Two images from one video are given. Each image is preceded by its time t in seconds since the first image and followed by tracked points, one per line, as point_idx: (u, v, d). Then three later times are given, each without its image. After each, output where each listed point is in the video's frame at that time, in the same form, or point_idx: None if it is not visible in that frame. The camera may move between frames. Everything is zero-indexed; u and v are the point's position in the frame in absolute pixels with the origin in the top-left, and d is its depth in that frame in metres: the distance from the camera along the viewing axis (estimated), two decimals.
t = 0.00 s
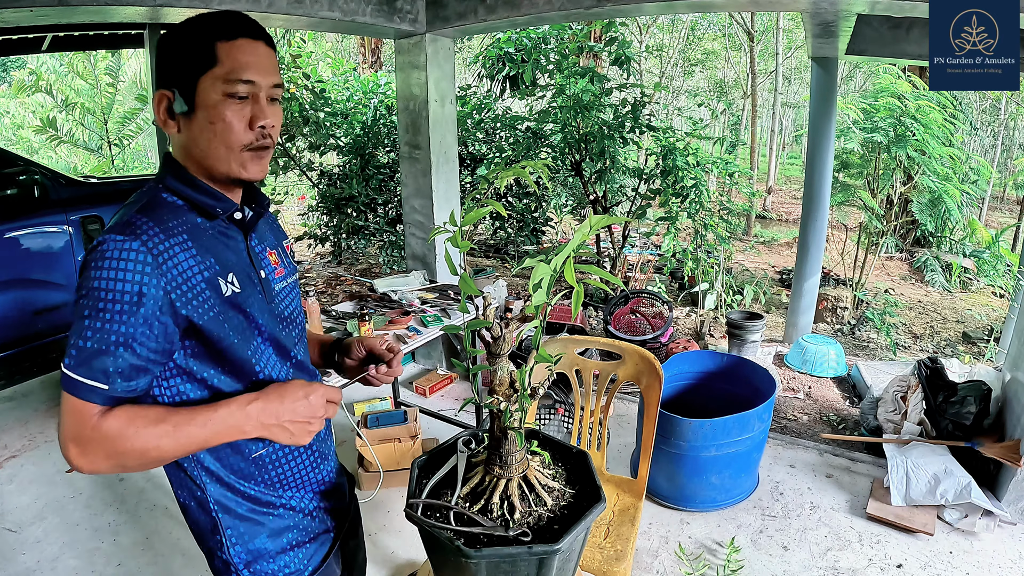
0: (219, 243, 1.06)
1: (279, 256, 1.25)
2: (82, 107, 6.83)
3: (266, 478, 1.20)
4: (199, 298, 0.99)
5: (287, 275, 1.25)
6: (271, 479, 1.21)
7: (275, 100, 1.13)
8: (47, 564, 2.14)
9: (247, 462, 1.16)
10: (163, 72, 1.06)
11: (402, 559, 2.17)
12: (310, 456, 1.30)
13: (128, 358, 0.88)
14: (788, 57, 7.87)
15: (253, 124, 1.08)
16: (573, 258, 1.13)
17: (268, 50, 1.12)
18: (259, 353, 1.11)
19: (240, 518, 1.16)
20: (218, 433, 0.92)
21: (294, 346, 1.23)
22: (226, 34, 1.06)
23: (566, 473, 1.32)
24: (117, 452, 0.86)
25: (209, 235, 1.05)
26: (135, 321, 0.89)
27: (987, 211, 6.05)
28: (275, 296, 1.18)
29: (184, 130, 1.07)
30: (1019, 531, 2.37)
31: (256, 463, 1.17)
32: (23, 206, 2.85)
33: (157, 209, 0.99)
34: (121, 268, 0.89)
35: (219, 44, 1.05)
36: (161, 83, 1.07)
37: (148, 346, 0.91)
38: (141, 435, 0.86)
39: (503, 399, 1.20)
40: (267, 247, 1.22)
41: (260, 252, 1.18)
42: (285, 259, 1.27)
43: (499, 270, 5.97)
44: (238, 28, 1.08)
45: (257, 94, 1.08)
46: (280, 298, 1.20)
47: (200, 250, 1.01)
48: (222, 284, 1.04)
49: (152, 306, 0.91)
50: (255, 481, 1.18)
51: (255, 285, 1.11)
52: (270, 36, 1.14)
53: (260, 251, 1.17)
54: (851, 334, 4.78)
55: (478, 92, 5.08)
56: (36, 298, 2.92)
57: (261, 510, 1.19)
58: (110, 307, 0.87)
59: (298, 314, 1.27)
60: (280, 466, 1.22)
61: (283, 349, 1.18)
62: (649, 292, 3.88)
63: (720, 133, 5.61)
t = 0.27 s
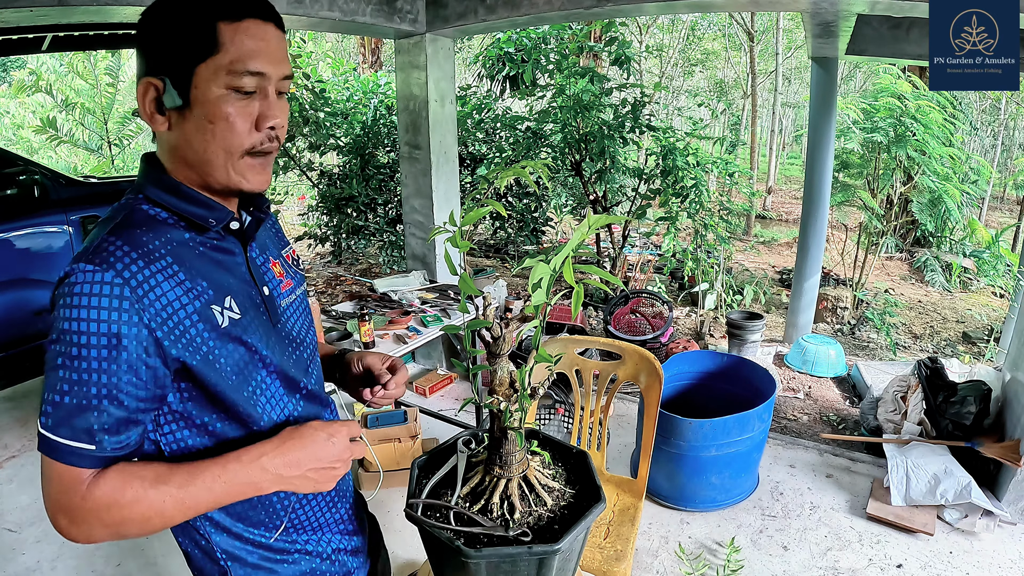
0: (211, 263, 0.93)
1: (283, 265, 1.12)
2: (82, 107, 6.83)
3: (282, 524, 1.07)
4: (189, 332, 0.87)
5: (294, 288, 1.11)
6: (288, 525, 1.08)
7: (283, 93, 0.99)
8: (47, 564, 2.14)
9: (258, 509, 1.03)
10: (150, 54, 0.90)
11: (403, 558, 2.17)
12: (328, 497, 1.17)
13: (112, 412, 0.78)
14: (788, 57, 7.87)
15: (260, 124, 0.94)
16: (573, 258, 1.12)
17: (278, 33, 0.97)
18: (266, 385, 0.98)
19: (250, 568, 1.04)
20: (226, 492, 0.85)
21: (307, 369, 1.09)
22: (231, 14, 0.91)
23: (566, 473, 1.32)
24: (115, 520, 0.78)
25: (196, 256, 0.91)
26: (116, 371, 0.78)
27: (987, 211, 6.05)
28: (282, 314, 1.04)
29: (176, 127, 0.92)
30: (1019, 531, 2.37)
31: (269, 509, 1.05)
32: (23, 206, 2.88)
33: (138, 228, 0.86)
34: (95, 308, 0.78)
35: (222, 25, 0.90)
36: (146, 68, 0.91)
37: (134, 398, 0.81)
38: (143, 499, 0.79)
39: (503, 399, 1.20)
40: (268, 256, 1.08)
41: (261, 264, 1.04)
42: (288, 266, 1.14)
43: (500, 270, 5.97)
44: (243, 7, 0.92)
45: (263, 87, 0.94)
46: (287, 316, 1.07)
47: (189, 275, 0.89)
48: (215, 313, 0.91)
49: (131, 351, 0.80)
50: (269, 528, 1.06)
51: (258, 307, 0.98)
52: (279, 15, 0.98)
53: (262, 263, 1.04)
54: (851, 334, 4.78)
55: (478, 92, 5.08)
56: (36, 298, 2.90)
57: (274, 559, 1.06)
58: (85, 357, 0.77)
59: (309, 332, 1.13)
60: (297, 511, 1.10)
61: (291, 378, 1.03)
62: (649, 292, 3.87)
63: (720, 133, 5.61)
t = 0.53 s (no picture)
0: (233, 266, 0.88)
1: (305, 261, 1.08)
2: (82, 107, 6.83)
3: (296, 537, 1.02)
4: (202, 339, 0.82)
5: (315, 286, 1.08)
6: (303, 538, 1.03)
7: (327, 91, 0.94)
8: (47, 564, 2.14)
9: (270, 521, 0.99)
10: (190, 36, 0.83)
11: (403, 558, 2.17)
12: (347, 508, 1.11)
13: (106, 422, 0.71)
14: (788, 57, 7.87)
15: (304, 124, 0.89)
16: (573, 258, 1.12)
17: (330, 28, 0.92)
18: (285, 396, 0.93)
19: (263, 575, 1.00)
20: (197, 558, 0.70)
21: (328, 377, 1.05)
22: (285, 3, 0.85)
23: (566, 473, 1.32)
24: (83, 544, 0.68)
25: (224, 255, 0.88)
26: (116, 378, 0.72)
27: (987, 211, 6.05)
28: (307, 321, 1.00)
29: (213, 118, 0.86)
30: (1019, 530, 2.37)
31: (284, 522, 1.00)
32: (23, 206, 2.87)
33: (157, 228, 0.82)
34: (99, 310, 0.72)
35: (275, 15, 0.84)
36: (185, 51, 0.84)
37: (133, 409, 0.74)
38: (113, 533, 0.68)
39: (503, 399, 1.20)
40: (294, 253, 1.04)
41: (287, 262, 1.00)
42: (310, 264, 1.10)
43: (499, 270, 5.97)
44: None
45: (311, 86, 0.89)
46: (311, 315, 1.03)
47: (211, 279, 0.84)
48: (233, 320, 0.86)
49: (137, 358, 0.74)
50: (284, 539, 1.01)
51: (282, 312, 0.94)
52: (332, 9, 0.92)
53: (287, 262, 0.99)
54: (851, 334, 4.78)
55: (478, 92, 5.08)
56: (35, 298, 2.91)
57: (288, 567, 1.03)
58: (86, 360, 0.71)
59: (329, 336, 1.09)
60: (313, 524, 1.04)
61: (313, 386, 0.99)
62: (649, 292, 3.87)
63: (720, 133, 5.62)
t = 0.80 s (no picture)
0: (258, 248, 0.93)
1: (342, 247, 1.11)
2: (82, 107, 6.82)
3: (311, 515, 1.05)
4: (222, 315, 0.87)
5: (350, 271, 1.11)
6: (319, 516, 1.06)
7: (358, 94, 0.97)
8: (47, 564, 2.14)
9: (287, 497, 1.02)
10: (230, 33, 0.88)
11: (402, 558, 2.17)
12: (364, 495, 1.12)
13: (132, 385, 0.78)
14: (788, 57, 7.87)
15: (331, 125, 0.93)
16: (573, 258, 1.12)
17: (365, 35, 0.95)
18: (304, 376, 0.97)
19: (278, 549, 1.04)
20: (170, 501, 0.72)
21: (355, 362, 1.08)
22: (322, 11, 0.89)
23: (566, 473, 1.32)
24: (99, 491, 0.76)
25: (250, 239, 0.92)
26: (140, 346, 0.79)
27: (987, 211, 6.05)
28: (334, 304, 1.03)
29: (246, 112, 0.91)
30: (1019, 531, 2.38)
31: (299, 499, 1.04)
32: (23, 206, 2.85)
33: (183, 209, 0.88)
34: (125, 284, 0.79)
35: (310, 22, 0.88)
36: (225, 46, 0.89)
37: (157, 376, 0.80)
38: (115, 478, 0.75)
39: (503, 399, 1.20)
40: (327, 238, 1.08)
41: (318, 247, 1.03)
42: (348, 251, 1.13)
43: (500, 270, 5.97)
44: (334, 7, 0.90)
45: (340, 90, 0.92)
46: (342, 299, 1.06)
47: (231, 260, 0.89)
48: (252, 299, 0.90)
49: (159, 330, 0.80)
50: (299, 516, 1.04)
51: (303, 295, 0.97)
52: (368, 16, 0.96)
53: (318, 245, 1.03)
54: (851, 334, 4.78)
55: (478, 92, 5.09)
56: (34, 298, 2.91)
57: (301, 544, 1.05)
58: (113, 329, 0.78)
59: (363, 323, 1.12)
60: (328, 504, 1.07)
61: (335, 368, 1.02)
62: (649, 292, 3.87)
63: (720, 133, 5.62)
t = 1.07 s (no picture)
0: (261, 242, 0.95)
1: (358, 244, 1.13)
2: (82, 107, 6.82)
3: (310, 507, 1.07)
4: (224, 306, 0.90)
5: (365, 269, 1.11)
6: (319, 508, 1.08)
7: (367, 94, 0.98)
8: (47, 564, 2.14)
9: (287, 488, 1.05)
10: (243, 32, 0.91)
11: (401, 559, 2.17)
12: (364, 492, 1.13)
13: (144, 370, 0.83)
14: (788, 56, 7.87)
15: (338, 125, 0.94)
16: (573, 258, 1.12)
17: (374, 36, 0.95)
18: (305, 369, 0.99)
19: (277, 537, 1.07)
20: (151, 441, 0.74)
21: (362, 359, 1.09)
22: (331, 12, 0.89)
23: (566, 473, 1.32)
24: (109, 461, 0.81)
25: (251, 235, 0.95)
26: (150, 335, 0.84)
27: (987, 211, 6.05)
28: (339, 300, 1.04)
29: (257, 110, 0.94)
30: (1019, 531, 2.38)
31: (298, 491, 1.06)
32: (23, 206, 2.84)
33: (190, 207, 0.92)
34: (131, 275, 0.84)
35: (319, 22, 0.88)
36: (239, 45, 0.91)
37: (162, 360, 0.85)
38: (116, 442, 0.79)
39: (503, 399, 1.20)
40: (342, 235, 1.09)
41: (328, 244, 1.05)
42: (366, 248, 1.14)
43: (500, 270, 5.97)
44: (344, 7, 0.90)
45: (348, 90, 0.93)
46: (353, 297, 1.07)
47: (233, 253, 0.92)
48: (253, 291, 0.93)
49: (161, 319, 0.85)
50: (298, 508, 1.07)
51: (306, 290, 0.99)
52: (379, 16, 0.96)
53: (326, 242, 1.04)
54: (851, 334, 4.78)
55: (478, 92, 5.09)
56: (34, 298, 2.90)
57: (303, 535, 1.08)
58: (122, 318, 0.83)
59: (375, 321, 1.13)
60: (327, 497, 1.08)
61: (338, 364, 1.04)
62: (649, 291, 3.88)
63: (720, 132, 5.62)
